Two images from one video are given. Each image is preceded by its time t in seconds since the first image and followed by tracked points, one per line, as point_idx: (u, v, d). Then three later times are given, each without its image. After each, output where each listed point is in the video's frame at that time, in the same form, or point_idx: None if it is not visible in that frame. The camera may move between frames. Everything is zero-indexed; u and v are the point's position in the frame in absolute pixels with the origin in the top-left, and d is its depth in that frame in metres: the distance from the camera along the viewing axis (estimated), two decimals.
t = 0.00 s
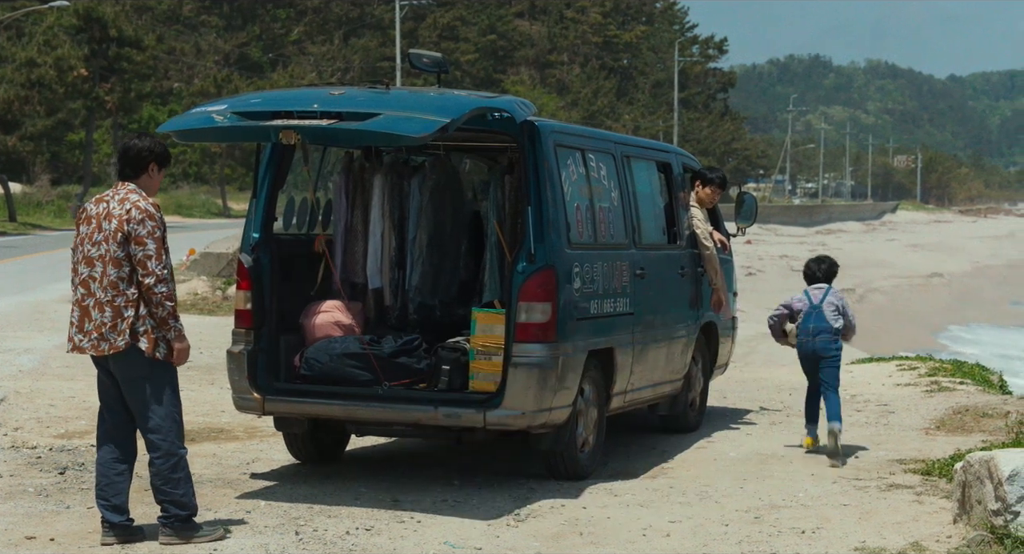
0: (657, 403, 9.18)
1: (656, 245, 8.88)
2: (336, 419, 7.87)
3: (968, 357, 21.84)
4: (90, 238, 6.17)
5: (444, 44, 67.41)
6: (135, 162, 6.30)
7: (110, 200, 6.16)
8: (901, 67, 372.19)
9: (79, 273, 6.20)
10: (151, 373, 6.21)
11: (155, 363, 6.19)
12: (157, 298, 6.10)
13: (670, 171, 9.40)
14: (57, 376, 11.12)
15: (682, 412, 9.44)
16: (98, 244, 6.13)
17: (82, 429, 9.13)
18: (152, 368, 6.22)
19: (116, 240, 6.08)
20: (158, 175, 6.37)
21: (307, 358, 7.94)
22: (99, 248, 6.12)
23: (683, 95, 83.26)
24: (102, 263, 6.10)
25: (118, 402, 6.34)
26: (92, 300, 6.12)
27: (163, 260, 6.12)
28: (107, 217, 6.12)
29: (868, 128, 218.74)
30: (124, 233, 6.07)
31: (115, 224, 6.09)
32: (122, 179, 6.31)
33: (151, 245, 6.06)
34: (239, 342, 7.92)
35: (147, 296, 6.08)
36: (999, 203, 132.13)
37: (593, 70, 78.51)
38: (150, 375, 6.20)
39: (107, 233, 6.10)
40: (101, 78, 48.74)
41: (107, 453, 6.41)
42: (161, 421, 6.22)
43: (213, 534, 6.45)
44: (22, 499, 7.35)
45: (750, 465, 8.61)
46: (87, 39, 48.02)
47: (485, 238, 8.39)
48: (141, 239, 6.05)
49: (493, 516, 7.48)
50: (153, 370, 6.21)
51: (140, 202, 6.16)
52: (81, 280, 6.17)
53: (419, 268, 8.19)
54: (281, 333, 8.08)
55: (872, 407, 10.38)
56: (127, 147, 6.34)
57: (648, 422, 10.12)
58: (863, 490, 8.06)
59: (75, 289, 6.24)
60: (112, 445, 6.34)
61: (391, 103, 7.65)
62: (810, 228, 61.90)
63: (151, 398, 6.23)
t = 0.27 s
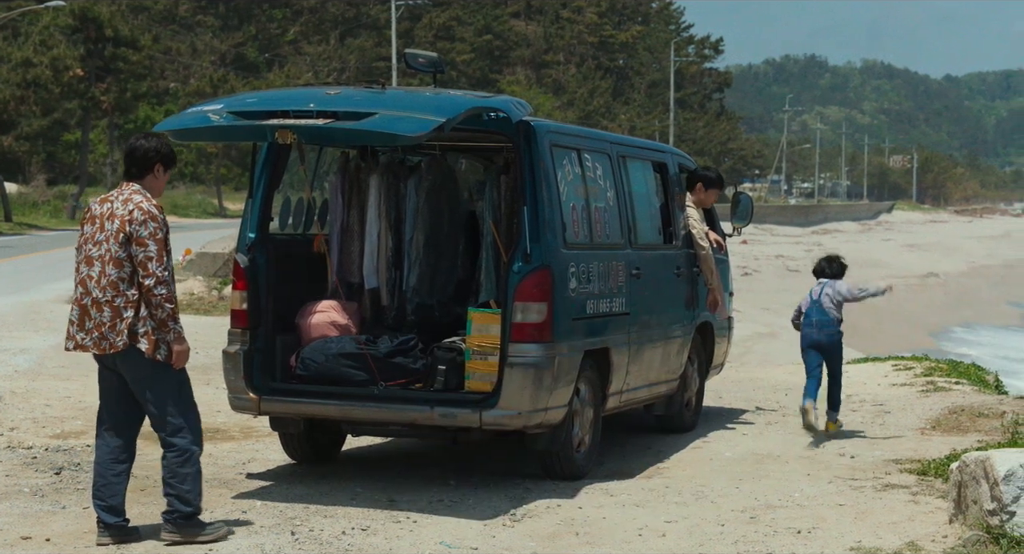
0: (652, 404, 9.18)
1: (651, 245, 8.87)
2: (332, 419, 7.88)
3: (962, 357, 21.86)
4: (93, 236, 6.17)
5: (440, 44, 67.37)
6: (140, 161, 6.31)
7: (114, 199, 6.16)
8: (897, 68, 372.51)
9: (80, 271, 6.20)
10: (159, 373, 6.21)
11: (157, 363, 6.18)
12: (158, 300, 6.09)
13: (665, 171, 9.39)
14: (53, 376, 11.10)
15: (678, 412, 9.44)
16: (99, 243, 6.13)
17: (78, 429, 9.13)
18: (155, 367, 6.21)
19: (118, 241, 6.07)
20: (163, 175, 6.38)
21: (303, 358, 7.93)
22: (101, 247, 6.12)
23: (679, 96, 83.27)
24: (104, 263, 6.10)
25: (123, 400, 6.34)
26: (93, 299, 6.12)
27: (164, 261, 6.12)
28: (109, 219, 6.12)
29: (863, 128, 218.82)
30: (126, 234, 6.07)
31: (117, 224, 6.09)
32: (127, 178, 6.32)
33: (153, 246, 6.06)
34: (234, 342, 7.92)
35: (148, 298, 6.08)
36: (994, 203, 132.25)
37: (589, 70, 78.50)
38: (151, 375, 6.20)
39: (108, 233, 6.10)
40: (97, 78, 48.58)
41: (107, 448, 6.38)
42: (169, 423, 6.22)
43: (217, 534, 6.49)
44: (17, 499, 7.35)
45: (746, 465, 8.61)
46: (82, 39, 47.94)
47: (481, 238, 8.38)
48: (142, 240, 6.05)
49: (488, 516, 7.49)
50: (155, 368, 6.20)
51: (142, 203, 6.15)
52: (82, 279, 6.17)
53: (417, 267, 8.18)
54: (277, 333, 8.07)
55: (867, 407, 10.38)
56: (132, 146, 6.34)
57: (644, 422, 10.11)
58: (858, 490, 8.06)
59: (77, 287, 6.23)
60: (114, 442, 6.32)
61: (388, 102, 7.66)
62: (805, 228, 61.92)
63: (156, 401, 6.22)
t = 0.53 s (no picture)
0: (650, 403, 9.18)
1: (649, 245, 8.86)
2: (329, 419, 7.88)
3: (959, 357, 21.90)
4: (113, 237, 6.18)
5: (437, 44, 67.25)
6: (165, 164, 6.34)
7: (136, 202, 6.16)
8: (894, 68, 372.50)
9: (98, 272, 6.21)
10: (171, 380, 6.17)
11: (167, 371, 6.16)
12: (175, 308, 6.09)
13: (663, 171, 9.39)
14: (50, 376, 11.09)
15: (675, 412, 9.43)
16: (119, 244, 6.14)
17: (74, 429, 9.12)
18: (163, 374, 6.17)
19: (138, 245, 6.08)
20: (187, 180, 6.41)
21: (300, 358, 7.93)
22: (120, 249, 6.12)
23: (676, 96, 83.26)
24: (121, 267, 6.11)
25: (134, 402, 6.32)
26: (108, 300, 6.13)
27: (183, 269, 6.12)
28: (130, 222, 6.12)
29: (861, 128, 218.79)
30: (145, 239, 6.07)
31: (138, 228, 6.09)
32: (151, 182, 6.34)
33: (173, 253, 6.06)
34: (231, 342, 7.92)
35: (164, 305, 6.08)
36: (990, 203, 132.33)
37: (586, 71, 78.55)
38: (164, 381, 6.17)
39: (127, 236, 6.11)
40: (94, 78, 48.47)
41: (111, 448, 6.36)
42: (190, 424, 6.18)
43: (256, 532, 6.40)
44: (15, 499, 7.35)
45: (743, 465, 8.61)
46: (80, 39, 47.95)
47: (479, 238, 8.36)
48: (161, 246, 6.05)
49: (486, 516, 7.49)
50: (168, 376, 6.18)
51: (164, 207, 6.15)
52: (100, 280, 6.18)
53: (417, 267, 8.17)
54: (274, 333, 8.06)
55: (865, 407, 10.37)
56: (159, 151, 6.38)
57: (641, 422, 10.11)
58: (856, 490, 8.06)
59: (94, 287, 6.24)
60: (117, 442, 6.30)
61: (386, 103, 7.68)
62: (802, 228, 61.93)
63: (169, 403, 6.19)
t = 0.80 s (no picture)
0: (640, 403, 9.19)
1: (639, 245, 8.87)
2: (320, 419, 7.90)
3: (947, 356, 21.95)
4: (159, 238, 6.11)
5: (428, 44, 67.12)
6: (218, 168, 6.25)
7: (185, 205, 6.08)
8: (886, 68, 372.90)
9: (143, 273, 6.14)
10: (200, 383, 6.14)
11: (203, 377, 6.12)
12: (218, 318, 6.00)
13: (653, 171, 9.40)
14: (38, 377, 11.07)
15: (665, 412, 9.44)
16: (164, 248, 6.06)
17: (64, 430, 9.11)
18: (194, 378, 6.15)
19: (183, 251, 6.00)
20: (239, 186, 6.31)
21: (290, 358, 7.93)
22: (165, 252, 6.04)
23: (667, 96, 83.26)
24: (164, 271, 6.03)
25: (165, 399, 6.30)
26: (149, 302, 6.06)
27: (228, 279, 6.03)
28: (176, 225, 6.05)
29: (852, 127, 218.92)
30: (190, 245, 5.99)
31: (183, 233, 6.01)
32: (203, 186, 6.26)
33: (218, 263, 5.97)
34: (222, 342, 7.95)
35: (207, 314, 6.00)
36: (980, 203, 132.52)
37: (577, 71, 78.44)
38: (200, 386, 6.13)
39: (172, 239, 6.03)
40: (84, 78, 48.39)
41: (124, 448, 6.39)
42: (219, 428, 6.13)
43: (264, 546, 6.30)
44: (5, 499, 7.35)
45: (733, 465, 8.61)
46: (70, 39, 47.90)
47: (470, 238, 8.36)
48: (207, 254, 5.96)
49: (476, 516, 7.50)
50: (205, 383, 6.13)
51: (211, 215, 6.06)
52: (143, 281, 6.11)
53: (409, 268, 8.15)
54: (264, 333, 8.05)
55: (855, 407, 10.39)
56: (214, 153, 6.29)
57: (632, 422, 10.10)
58: (846, 490, 8.07)
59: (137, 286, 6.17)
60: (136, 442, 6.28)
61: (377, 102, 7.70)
62: (793, 228, 62.00)
63: (199, 407, 6.15)
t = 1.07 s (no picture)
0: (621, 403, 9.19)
1: (621, 245, 8.88)
2: (301, 419, 7.90)
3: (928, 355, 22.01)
4: (190, 232, 6.07)
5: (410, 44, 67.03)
6: (250, 160, 6.19)
7: (214, 198, 6.04)
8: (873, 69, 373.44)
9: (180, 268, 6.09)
10: (238, 381, 6.11)
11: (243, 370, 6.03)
12: (254, 307, 5.93)
13: (635, 171, 9.42)
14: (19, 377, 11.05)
15: (646, 411, 9.44)
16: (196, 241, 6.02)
17: (46, 429, 9.10)
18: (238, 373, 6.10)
19: (214, 242, 5.94)
20: (270, 178, 6.25)
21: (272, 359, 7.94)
22: (197, 245, 6.01)
23: (650, 95, 83.23)
24: (199, 265, 5.98)
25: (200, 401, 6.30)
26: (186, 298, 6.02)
27: (262, 268, 5.96)
28: (205, 217, 6.01)
29: (837, 126, 219.14)
30: (221, 234, 5.94)
31: (214, 224, 5.97)
32: (236, 179, 6.20)
33: (249, 251, 5.92)
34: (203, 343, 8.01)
35: (242, 305, 5.93)
36: (962, 202, 132.79)
37: (560, 70, 78.09)
38: (230, 380, 6.07)
39: (202, 232, 5.98)
40: (66, 77, 48.43)
41: (184, 437, 6.50)
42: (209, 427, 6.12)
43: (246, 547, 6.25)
44: None
45: (715, 464, 8.62)
46: (52, 38, 47.86)
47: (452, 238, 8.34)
48: (238, 244, 5.92)
49: (458, 516, 7.49)
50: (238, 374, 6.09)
51: (241, 206, 6.02)
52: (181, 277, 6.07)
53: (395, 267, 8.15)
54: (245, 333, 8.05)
55: (837, 406, 10.40)
56: (245, 147, 6.25)
57: (614, 422, 10.10)
58: (827, 489, 8.08)
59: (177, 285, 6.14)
60: (186, 443, 6.28)
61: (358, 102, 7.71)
62: (775, 228, 62.14)
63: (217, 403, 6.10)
